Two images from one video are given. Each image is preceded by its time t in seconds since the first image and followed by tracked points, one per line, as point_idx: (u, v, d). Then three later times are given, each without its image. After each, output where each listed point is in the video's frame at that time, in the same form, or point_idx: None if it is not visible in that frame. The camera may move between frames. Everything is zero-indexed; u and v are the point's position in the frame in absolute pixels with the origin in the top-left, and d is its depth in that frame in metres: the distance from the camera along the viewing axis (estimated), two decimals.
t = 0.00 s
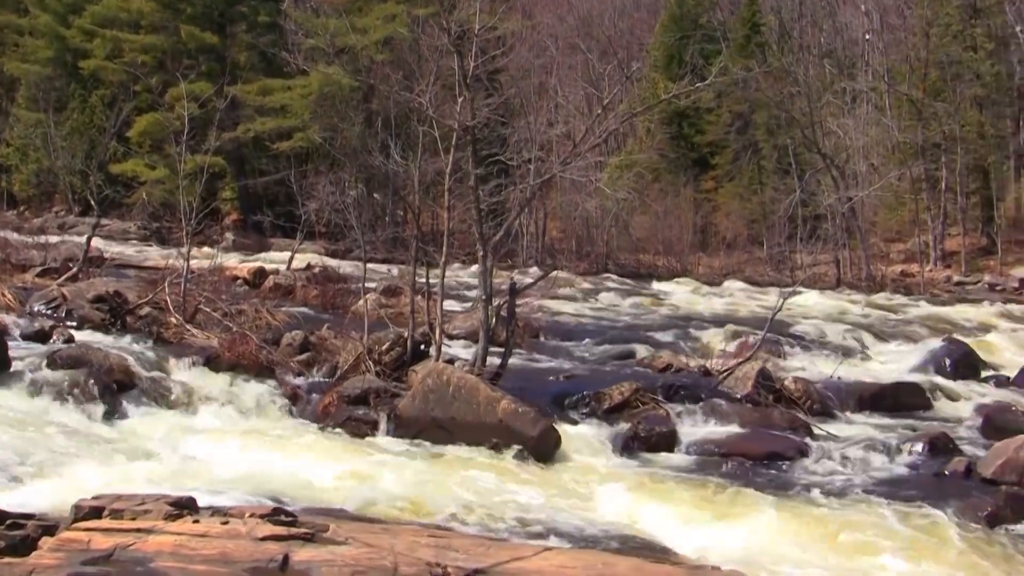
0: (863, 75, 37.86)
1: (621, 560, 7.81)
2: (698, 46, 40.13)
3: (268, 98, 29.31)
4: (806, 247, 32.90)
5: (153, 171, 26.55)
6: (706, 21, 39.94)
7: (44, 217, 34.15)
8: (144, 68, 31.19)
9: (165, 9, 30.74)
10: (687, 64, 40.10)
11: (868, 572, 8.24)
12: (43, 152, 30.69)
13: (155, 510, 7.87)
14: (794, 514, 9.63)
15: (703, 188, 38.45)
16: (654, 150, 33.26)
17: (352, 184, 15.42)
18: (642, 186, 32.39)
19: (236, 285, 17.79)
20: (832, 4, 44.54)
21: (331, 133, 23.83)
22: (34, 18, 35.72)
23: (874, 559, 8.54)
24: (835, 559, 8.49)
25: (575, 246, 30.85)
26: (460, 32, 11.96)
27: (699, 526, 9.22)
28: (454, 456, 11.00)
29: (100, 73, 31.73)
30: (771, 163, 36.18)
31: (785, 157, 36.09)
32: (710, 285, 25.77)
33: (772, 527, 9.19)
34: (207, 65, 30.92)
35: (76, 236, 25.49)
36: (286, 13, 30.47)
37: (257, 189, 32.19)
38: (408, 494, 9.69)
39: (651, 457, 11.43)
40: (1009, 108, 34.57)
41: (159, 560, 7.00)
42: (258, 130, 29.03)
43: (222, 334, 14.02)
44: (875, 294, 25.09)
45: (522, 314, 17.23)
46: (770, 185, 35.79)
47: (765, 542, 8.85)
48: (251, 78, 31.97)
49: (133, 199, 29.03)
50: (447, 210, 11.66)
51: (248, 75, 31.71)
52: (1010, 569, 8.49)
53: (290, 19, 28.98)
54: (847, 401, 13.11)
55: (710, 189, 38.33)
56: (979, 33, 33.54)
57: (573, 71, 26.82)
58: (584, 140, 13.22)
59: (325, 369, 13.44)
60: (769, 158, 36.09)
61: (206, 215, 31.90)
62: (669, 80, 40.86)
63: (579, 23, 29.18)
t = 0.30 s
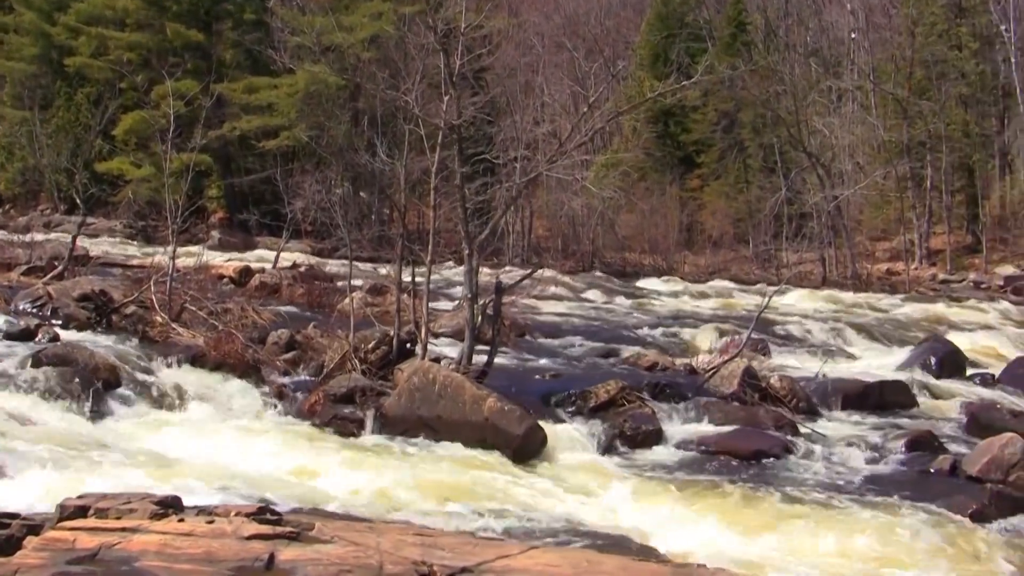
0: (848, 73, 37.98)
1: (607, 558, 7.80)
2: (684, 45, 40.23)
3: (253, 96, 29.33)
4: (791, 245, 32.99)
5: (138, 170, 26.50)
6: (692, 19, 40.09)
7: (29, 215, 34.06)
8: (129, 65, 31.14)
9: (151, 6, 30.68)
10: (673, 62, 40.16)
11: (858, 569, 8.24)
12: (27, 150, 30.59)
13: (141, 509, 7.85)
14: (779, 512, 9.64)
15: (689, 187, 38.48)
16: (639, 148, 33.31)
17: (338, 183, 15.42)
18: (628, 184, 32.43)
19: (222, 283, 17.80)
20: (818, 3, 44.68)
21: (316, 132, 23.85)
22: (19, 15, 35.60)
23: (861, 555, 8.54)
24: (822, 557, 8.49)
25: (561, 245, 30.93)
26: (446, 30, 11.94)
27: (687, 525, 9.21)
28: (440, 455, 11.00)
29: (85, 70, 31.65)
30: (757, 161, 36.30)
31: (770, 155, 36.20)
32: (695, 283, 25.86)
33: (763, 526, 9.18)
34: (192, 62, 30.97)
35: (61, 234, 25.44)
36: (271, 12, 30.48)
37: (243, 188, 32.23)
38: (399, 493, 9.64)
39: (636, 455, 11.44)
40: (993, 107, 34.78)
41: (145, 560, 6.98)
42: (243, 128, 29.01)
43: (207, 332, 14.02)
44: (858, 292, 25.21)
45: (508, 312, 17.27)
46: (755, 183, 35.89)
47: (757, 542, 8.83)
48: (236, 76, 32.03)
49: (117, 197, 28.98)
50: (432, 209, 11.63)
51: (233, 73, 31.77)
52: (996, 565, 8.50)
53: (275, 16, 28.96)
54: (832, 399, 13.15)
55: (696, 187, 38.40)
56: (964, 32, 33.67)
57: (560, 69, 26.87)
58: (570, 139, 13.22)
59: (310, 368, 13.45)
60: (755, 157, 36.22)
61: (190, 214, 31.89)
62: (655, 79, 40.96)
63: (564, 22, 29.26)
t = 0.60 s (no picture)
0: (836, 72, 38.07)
1: (594, 557, 7.81)
2: (673, 44, 40.31)
3: (242, 95, 29.40)
4: (780, 244, 33.10)
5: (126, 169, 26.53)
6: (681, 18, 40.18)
7: (17, 214, 34.02)
8: (117, 64, 31.09)
9: (139, 5, 30.67)
10: (661, 61, 40.20)
11: (845, 567, 8.25)
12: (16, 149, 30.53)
13: (128, 508, 7.84)
14: (767, 509, 9.66)
15: (677, 185, 38.53)
16: (627, 147, 33.38)
17: (326, 181, 15.43)
18: (616, 183, 32.47)
19: (210, 282, 17.81)
20: (806, 2, 44.77)
21: (304, 131, 23.89)
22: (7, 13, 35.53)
23: (848, 553, 8.56)
24: (810, 555, 8.49)
25: (549, 244, 31.07)
26: (434, 29, 11.94)
27: (677, 523, 9.21)
28: (428, 453, 11.00)
29: (73, 69, 31.61)
30: (745, 160, 36.41)
31: (758, 154, 36.30)
32: (682, 281, 25.93)
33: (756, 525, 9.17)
34: (180, 60, 30.94)
35: (49, 233, 25.44)
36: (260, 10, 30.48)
37: (231, 187, 32.36)
38: (397, 493, 9.62)
39: (624, 453, 11.46)
40: (981, 106, 34.55)
41: (133, 559, 6.96)
42: (231, 126, 29.00)
43: (195, 331, 14.03)
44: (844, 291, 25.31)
45: (496, 311, 17.29)
46: (743, 182, 35.99)
47: (749, 541, 8.82)
48: (225, 75, 32.03)
49: (106, 196, 28.97)
50: (420, 208, 11.63)
51: (221, 72, 31.78)
52: (983, 561, 8.53)
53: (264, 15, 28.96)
54: (819, 398, 13.19)
55: (684, 186, 38.46)
56: (952, 32, 33.84)
57: (547, 68, 26.92)
58: (558, 137, 13.24)
59: (299, 367, 13.47)
60: (743, 156, 36.32)
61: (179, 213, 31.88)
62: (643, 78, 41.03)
63: (551, 21, 29.32)
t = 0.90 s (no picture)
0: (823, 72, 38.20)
1: (580, 555, 7.80)
2: (660, 43, 40.43)
3: (229, 94, 29.49)
4: (767, 243, 33.23)
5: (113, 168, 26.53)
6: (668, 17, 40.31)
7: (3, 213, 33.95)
8: (104, 63, 31.05)
9: (126, 3, 30.64)
10: (648, 60, 40.28)
11: (831, 564, 8.24)
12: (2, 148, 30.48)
13: (114, 508, 7.83)
14: (753, 509, 9.65)
15: (664, 184, 38.63)
16: (613, 145, 33.48)
17: (313, 181, 15.43)
18: (603, 181, 32.54)
19: (196, 281, 17.82)
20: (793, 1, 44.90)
21: (290, 130, 23.93)
22: None
23: (835, 551, 8.54)
24: (796, 553, 8.47)
25: (536, 243, 31.23)
26: (421, 28, 11.94)
27: (664, 522, 9.18)
28: (415, 452, 10.99)
29: (59, 67, 31.55)
30: (732, 160, 36.54)
31: (745, 154, 36.43)
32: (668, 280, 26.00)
33: (745, 522, 9.11)
34: (167, 60, 30.91)
35: (35, 233, 25.42)
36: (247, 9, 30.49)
37: (218, 185, 32.39)
38: (390, 494, 9.59)
39: (610, 452, 11.46)
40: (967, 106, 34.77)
41: (118, 558, 6.94)
42: (218, 125, 28.99)
43: (182, 330, 14.03)
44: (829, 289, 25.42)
45: (482, 310, 17.31)
46: (730, 181, 36.11)
47: (736, 539, 8.80)
48: (211, 74, 32.02)
49: (92, 195, 28.94)
50: (407, 207, 11.62)
51: (208, 71, 31.80)
52: (969, 557, 8.54)
53: (251, 13, 28.97)
54: (806, 396, 13.21)
55: (671, 184, 38.55)
56: (938, 31, 34.08)
57: (533, 67, 26.99)
58: (544, 137, 13.24)
59: (285, 366, 13.47)
60: (730, 155, 36.46)
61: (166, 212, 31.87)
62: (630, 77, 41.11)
63: (538, 20, 29.40)
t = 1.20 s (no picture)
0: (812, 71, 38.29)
1: (570, 554, 7.79)
2: (650, 43, 40.51)
3: (219, 93, 29.54)
4: (756, 242, 33.32)
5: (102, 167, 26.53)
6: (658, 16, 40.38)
7: None
8: (94, 62, 31.01)
9: (116, 3, 30.61)
10: (637, 59, 40.28)
11: (820, 564, 8.24)
12: None
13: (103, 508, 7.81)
14: (743, 508, 9.65)
15: (654, 184, 38.73)
16: (602, 145, 33.55)
17: (302, 180, 15.43)
18: (592, 181, 32.59)
19: (185, 281, 17.82)
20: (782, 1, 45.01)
21: (279, 129, 23.96)
22: None
23: (824, 550, 8.54)
24: (786, 553, 8.46)
25: (526, 241, 31.44)
26: (410, 27, 11.92)
27: (655, 522, 9.16)
28: (404, 452, 10.97)
29: (49, 66, 31.52)
30: (721, 159, 36.66)
31: (734, 153, 36.54)
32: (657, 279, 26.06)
33: (734, 523, 9.10)
34: (156, 59, 30.91)
35: (24, 232, 25.40)
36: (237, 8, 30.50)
37: (208, 185, 32.34)
38: (387, 494, 9.57)
39: (599, 451, 11.46)
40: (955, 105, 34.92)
41: (107, 558, 6.92)
42: (208, 125, 28.99)
43: (171, 330, 14.02)
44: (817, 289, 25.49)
45: (472, 310, 17.32)
46: (719, 181, 36.21)
47: (725, 539, 8.79)
48: (200, 73, 32.03)
49: (81, 194, 28.91)
50: (396, 207, 11.60)
51: (197, 70, 31.82)
52: (958, 555, 8.55)
53: (241, 13, 28.97)
54: (795, 396, 13.22)
55: (660, 184, 38.63)
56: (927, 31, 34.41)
57: (522, 67, 27.04)
58: (534, 136, 13.24)
59: (274, 366, 13.47)
60: (719, 154, 36.55)
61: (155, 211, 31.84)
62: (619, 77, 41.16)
63: (527, 19, 29.43)
